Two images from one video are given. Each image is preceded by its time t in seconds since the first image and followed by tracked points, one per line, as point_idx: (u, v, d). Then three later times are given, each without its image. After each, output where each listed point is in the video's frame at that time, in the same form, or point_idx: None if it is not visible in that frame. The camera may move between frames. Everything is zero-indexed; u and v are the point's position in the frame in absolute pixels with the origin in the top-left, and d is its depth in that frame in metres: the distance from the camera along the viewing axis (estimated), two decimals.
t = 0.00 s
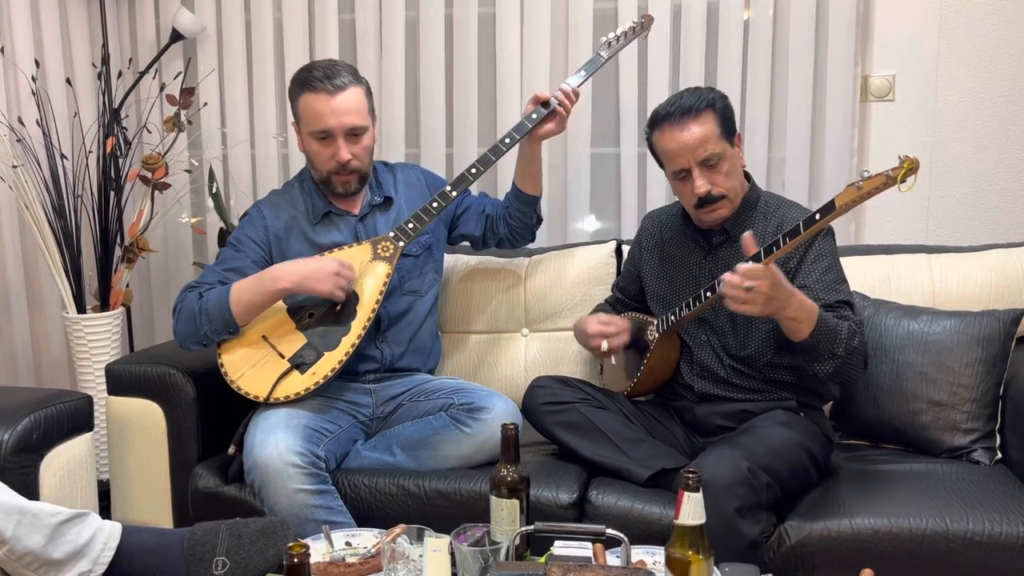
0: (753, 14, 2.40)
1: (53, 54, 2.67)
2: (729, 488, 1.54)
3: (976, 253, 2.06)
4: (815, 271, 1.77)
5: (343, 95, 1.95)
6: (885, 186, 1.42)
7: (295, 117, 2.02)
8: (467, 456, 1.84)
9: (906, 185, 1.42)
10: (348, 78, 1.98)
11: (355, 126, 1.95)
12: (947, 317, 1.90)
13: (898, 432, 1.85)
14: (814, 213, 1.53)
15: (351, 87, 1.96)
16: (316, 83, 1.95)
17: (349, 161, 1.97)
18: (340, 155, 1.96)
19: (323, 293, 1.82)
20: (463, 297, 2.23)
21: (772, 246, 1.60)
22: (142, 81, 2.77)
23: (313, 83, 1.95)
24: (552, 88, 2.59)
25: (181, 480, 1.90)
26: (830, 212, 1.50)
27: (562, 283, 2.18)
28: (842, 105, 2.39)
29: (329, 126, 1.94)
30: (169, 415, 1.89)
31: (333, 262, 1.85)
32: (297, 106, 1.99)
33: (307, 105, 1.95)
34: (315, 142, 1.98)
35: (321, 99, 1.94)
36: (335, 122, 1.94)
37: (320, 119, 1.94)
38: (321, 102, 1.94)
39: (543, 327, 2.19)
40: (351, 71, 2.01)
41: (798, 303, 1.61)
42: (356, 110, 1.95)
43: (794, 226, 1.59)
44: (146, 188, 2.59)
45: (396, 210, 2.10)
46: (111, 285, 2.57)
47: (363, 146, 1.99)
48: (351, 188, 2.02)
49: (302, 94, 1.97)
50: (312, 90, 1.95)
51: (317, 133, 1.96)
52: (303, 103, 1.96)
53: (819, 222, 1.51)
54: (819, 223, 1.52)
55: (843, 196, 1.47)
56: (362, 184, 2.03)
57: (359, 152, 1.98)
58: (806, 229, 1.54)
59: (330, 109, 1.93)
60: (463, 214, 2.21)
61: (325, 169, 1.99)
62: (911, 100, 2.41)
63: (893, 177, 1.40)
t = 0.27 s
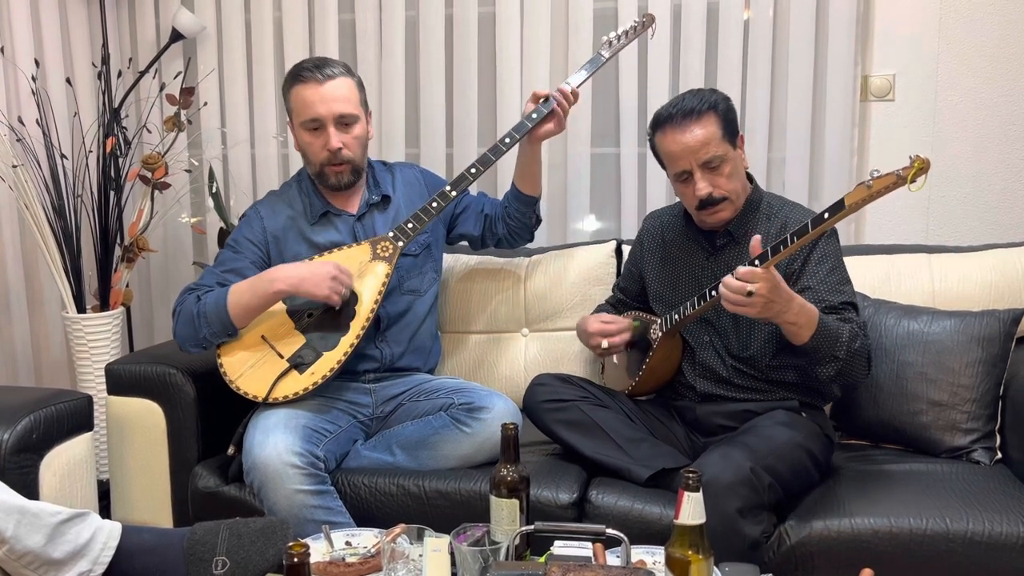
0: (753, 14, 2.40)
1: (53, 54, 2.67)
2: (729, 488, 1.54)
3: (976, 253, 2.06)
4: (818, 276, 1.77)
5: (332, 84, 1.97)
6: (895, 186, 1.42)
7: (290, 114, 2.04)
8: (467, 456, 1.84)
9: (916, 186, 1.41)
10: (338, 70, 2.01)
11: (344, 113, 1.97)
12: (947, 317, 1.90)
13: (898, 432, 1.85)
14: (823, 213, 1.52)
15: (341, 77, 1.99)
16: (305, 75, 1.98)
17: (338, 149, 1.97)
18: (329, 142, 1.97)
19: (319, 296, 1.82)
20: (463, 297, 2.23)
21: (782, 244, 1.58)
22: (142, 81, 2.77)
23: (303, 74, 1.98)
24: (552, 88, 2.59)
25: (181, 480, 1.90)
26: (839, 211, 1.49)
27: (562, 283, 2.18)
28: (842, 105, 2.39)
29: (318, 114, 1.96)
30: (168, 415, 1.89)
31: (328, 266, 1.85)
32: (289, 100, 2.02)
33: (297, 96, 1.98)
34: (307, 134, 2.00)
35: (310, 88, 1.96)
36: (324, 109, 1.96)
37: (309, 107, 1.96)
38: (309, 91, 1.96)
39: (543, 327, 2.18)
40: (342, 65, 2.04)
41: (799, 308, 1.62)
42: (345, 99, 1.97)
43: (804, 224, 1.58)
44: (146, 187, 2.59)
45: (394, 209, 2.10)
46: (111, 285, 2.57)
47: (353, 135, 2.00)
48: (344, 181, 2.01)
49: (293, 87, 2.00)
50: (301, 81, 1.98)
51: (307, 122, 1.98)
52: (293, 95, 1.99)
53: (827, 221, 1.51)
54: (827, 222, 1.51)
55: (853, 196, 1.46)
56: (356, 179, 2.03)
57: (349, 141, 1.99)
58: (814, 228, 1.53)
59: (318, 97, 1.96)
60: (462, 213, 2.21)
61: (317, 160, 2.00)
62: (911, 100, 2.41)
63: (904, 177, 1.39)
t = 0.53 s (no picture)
0: (753, 14, 2.40)
1: (53, 54, 2.67)
2: (729, 487, 1.54)
3: (976, 253, 2.06)
4: (814, 281, 1.77)
5: (322, 77, 2.00)
6: (895, 182, 1.41)
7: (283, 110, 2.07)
8: (467, 456, 1.84)
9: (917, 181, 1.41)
10: (329, 65, 2.03)
11: (332, 103, 1.99)
12: (947, 317, 1.90)
13: (898, 432, 1.85)
14: (823, 209, 1.52)
15: (331, 71, 2.02)
16: (296, 69, 2.01)
17: (325, 139, 1.98)
18: (317, 132, 1.98)
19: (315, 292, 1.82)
20: (462, 297, 2.23)
21: (781, 242, 1.58)
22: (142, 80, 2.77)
23: (293, 69, 2.02)
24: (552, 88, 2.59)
25: (181, 479, 1.90)
26: (840, 208, 1.48)
27: (562, 282, 2.18)
28: (842, 105, 2.39)
29: (306, 104, 1.98)
30: (168, 414, 1.89)
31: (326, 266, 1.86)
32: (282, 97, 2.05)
33: (288, 91, 2.01)
34: (297, 128, 2.02)
35: (299, 81, 1.99)
36: (312, 100, 1.98)
37: (298, 99, 1.99)
38: (298, 84, 1.99)
39: (542, 327, 2.19)
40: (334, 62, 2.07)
41: (773, 321, 1.63)
42: (335, 91, 2.00)
43: (804, 221, 1.57)
44: (147, 187, 2.59)
45: (392, 207, 2.10)
46: (111, 284, 2.57)
47: (344, 127, 2.01)
48: (334, 171, 2.01)
49: (284, 81, 2.03)
50: (291, 76, 2.01)
51: (297, 115, 2.00)
52: (285, 91, 2.02)
53: (827, 218, 1.50)
54: (828, 219, 1.50)
55: (854, 192, 1.46)
56: (348, 172, 2.03)
57: (339, 132, 2.00)
58: (815, 224, 1.52)
59: (307, 88, 1.98)
60: (461, 211, 2.21)
61: (308, 152, 2.01)
62: (911, 100, 2.41)
63: (904, 173, 1.38)
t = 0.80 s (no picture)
0: (754, 13, 2.40)
1: (53, 53, 2.67)
2: (729, 487, 1.54)
3: (977, 253, 2.06)
4: (815, 281, 1.77)
5: (316, 78, 2.00)
6: (898, 185, 1.42)
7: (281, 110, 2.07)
8: (466, 455, 1.84)
9: (920, 185, 1.41)
10: (324, 66, 2.03)
11: (326, 106, 1.99)
12: (947, 317, 1.90)
13: (898, 432, 1.85)
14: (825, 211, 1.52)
15: (325, 72, 2.02)
16: (291, 69, 2.02)
17: (316, 143, 1.98)
18: (308, 135, 1.99)
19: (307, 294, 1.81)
20: (463, 296, 2.23)
21: (782, 243, 1.58)
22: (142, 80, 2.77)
23: (288, 69, 2.02)
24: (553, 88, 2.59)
25: (181, 479, 1.90)
26: (843, 210, 1.48)
27: (562, 281, 2.18)
28: (843, 104, 2.39)
29: (297, 106, 1.99)
30: (168, 413, 1.89)
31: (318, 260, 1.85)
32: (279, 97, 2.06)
33: (282, 91, 2.02)
34: (291, 128, 2.03)
35: (292, 82, 2.00)
36: (304, 102, 1.99)
37: (291, 100, 2.00)
38: (292, 84, 1.99)
39: (543, 326, 2.19)
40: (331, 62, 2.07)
41: (776, 322, 1.63)
42: (328, 93, 2.00)
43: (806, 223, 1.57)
44: (147, 186, 2.59)
45: (390, 207, 2.09)
46: (111, 284, 2.57)
47: (336, 130, 2.01)
48: (326, 173, 2.01)
49: (279, 82, 2.03)
50: (286, 76, 2.02)
51: (291, 116, 2.01)
52: (280, 90, 2.03)
53: (830, 220, 1.50)
54: (830, 222, 1.50)
55: (856, 194, 1.46)
56: (342, 173, 2.04)
57: (331, 135, 2.00)
58: (817, 226, 1.52)
59: (299, 89, 1.99)
60: (461, 210, 2.21)
61: (300, 154, 2.02)
62: (911, 100, 2.41)
63: (907, 176, 1.39)
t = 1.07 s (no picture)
0: (754, 13, 2.40)
1: (54, 51, 2.67)
2: (730, 486, 1.54)
3: (978, 252, 2.06)
4: (818, 276, 1.77)
5: (321, 82, 1.97)
6: (903, 191, 1.42)
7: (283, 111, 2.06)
8: (467, 454, 1.84)
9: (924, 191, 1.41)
10: (329, 67, 2.00)
11: (329, 110, 1.97)
12: (948, 316, 1.90)
13: (899, 431, 1.85)
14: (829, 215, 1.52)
15: (330, 75, 1.99)
16: (295, 72, 1.99)
17: (322, 147, 1.97)
18: (314, 140, 1.97)
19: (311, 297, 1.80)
20: (463, 295, 2.23)
21: (785, 248, 1.59)
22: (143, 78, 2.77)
23: (292, 71, 2.00)
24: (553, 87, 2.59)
25: (181, 477, 1.90)
26: (846, 214, 1.48)
27: (563, 280, 2.18)
28: (844, 104, 2.39)
29: (303, 110, 1.97)
30: (169, 412, 1.89)
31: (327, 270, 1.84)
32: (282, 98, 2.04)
33: (287, 94, 1.99)
34: (296, 131, 2.01)
35: (298, 86, 1.97)
36: (309, 107, 1.96)
37: (296, 103, 1.98)
38: (298, 89, 1.97)
39: (543, 325, 2.18)
40: (336, 61, 2.04)
41: (807, 310, 1.62)
42: (332, 96, 1.97)
43: (809, 226, 1.57)
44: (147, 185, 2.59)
45: (393, 207, 2.10)
46: (112, 282, 2.57)
47: (340, 132, 1.99)
48: (331, 175, 2.01)
49: (284, 84, 2.01)
50: (290, 79, 1.99)
51: (296, 120, 1.99)
52: (284, 92, 2.00)
53: (833, 224, 1.50)
54: (834, 226, 1.50)
55: (860, 200, 1.45)
56: (347, 174, 2.03)
57: (337, 139, 1.99)
58: (820, 230, 1.52)
59: (305, 95, 1.97)
60: (462, 212, 2.20)
61: (305, 157, 2.01)
62: (912, 99, 2.41)
63: (911, 182, 1.39)
